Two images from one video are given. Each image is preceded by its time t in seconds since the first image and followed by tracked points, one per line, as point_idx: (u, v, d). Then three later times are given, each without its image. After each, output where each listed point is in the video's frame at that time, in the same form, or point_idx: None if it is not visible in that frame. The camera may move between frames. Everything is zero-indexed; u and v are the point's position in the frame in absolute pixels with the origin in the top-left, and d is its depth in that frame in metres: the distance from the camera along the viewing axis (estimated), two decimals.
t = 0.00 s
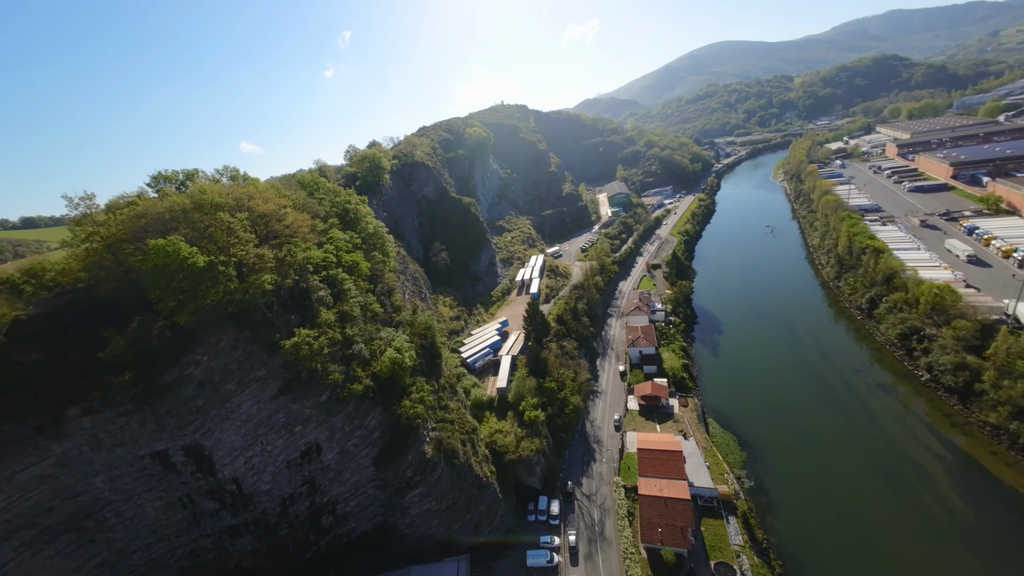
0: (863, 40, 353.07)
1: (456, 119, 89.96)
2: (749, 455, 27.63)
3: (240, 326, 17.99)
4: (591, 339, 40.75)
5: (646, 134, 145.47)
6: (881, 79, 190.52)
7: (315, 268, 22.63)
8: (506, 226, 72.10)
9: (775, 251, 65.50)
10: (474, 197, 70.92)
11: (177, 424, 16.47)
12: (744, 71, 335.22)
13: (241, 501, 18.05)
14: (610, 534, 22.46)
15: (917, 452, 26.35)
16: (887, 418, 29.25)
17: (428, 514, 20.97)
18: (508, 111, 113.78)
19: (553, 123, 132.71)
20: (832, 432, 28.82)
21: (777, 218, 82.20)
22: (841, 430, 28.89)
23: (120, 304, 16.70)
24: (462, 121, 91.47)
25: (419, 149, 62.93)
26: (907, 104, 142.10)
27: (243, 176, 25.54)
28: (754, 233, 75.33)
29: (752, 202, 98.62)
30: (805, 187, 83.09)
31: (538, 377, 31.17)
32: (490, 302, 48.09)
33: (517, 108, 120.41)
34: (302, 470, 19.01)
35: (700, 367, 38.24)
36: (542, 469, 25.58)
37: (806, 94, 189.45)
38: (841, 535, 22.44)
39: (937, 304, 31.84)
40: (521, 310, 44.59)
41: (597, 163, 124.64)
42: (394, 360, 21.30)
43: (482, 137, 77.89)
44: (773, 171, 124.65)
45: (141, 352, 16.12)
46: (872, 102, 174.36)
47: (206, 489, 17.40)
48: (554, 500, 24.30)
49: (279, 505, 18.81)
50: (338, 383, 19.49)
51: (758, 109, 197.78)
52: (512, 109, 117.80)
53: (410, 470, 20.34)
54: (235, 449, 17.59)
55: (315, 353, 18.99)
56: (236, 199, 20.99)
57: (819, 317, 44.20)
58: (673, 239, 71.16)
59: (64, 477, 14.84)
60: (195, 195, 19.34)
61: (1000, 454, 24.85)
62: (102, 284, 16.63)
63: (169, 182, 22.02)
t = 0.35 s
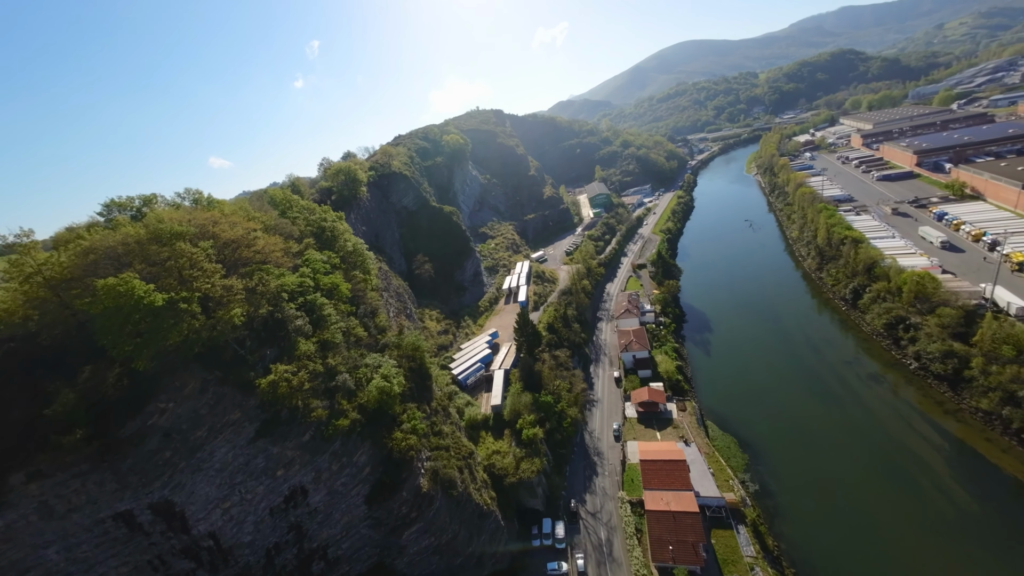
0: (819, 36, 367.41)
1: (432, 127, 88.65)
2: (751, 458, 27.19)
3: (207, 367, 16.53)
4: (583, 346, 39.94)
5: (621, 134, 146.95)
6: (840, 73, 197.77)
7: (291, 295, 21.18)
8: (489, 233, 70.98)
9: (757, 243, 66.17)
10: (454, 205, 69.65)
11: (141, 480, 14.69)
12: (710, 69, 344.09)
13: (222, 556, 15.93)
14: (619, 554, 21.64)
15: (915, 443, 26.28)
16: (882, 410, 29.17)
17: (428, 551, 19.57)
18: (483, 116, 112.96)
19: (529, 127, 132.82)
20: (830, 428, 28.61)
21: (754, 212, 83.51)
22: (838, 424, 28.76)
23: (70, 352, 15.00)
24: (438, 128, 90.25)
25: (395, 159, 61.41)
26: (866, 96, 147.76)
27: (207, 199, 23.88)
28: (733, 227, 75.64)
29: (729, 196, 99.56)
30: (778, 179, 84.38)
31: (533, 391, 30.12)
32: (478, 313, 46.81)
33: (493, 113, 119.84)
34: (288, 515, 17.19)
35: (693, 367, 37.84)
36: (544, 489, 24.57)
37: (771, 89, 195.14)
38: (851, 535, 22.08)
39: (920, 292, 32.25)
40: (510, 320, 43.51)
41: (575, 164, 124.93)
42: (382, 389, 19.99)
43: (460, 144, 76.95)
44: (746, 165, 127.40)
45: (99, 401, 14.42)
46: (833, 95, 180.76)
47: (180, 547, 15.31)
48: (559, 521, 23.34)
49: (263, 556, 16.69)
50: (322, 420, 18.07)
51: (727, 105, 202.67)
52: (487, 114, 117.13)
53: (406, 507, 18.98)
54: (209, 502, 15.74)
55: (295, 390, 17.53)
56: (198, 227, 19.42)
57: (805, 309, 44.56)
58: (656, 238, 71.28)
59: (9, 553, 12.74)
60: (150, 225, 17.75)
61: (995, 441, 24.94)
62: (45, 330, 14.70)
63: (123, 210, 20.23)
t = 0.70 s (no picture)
0: (787, 33, 377.73)
1: (411, 133, 87.11)
2: (754, 462, 26.74)
3: (174, 413, 15.20)
4: (577, 352, 39.07)
5: (601, 133, 147.37)
6: (808, 68, 203.11)
7: (266, 322, 19.87)
8: (475, 238, 69.74)
9: (742, 237, 66.30)
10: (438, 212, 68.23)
11: (102, 545, 12.91)
12: (684, 66, 349.67)
13: None
14: None
15: (914, 438, 26.17)
16: (879, 405, 29.08)
17: None
18: (463, 120, 111.69)
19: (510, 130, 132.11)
20: (830, 427, 28.38)
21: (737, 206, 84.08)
22: (838, 423, 28.56)
23: (10, 405, 13.16)
24: (418, 134, 88.77)
25: (374, 168, 59.72)
26: (835, 90, 151.74)
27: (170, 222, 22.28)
28: (717, 222, 75.86)
29: (710, 191, 100.33)
30: (757, 174, 85.00)
31: (529, 406, 29.10)
32: (467, 323, 45.53)
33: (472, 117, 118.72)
34: (272, 566, 15.33)
35: (689, 369, 37.37)
36: (547, 510, 23.59)
37: (744, 85, 198.92)
38: (860, 539, 21.72)
39: (907, 284, 32.30)
40: (501, 330, 42.40)
41: (557, 166, 124.67)
42: (370, 420, 18.70)
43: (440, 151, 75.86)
44: (725, 160, 128.99)
45: (47, 461, 12.74)
46: (803, 89, 185.32)
47: None
48: (564, 544, 22.42)
49: None
50: (307, 459, 16.70)
51: (702, 102, 205.84)
52: (467, 118, 115.92)
53: (402, 545, 17.69)
54: (182, 560, 13.88)
55: (274, 428, 16.11)
56: (159, 256, 17.91)
57: (795, 304, 44.55)
58: (642, 236, 71.05)
59: None
60: (103, 256, 16.18)
61: (992, 432, 24.90)
62: None
63: (74, 237, 18.58)
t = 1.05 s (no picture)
0: (758, 30, 386.18)
1: (391, 138, 85.24)
2: (757, 469, 26.10)
3: (131, 466, 13.65)
4: (570, 360, 38.13)
5: (583, 133, 147.40)
6: (781, 64, 207.42)
7: (236, 353, 18.36)
8: (460, 244, 68.29)
9: (727, 233, 66.50)
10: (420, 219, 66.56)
11: None
12: (661, 64, 354.04)
13: None
14: None
15: (913, 436, 25.87)
16: (875, 402, 28.75)
17: None
18: (443, 123, 109.87)
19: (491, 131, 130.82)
20: (829, 428, 27.93)
21: (720, 201, 84.50)
22: (837, 424, 28.12)
23: None
24: (397, 139, 86.91)
25: (353, 176, 57.78)
26: (808, 85, 155.15)
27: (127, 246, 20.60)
28: (701, 220, 75.88)
29: (693, 187, 100.92)
30: (738, 169, 85.47)
31: (524, 421, 27.97)
32: (456, 334, 44.14)
33: (452, 120, 117.19)
34: None
35: (684, 372, 36.72)
36: (548, 533, 22.55)
37: (720, 82, 202.03)
38: (869, 547, 21.18)
39: (896, 278, 32.26)
40: (491, 340, 41.17)
41: (540, 167, 123.92)
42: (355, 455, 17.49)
43: (421, 156, 74.48)
44: (705, 156, 130.28)
45: None
46: (777, 85, 189.05)
47: None
48: (567, 569, 21.42)
49: None
50: (286, 505, 15.27)
51: (680, 99, 208.27)
52: (447, 120, 114.29)
53: None
54: None
55: (248, 475, 14.63)
56: (110, 288, 16.29)
57: (784, 300, 44.50)
58: (629, 236, 70.63)
59: None
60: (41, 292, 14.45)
61: (989, 427, 24.68)
62: None
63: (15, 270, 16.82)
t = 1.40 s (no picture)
0: (731, 27, 393.27)
1: (368, 141, 83.08)
2: (756, 477, 25.51)
3: (75, 531, 12.17)
4: (561, 368, 37.14)
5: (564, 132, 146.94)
6: (755, 60, 211.04)
7: (200, 388, 16.75)
8: (443, 249, 66.66)
9: (711, 231, 66.64)
10: (402, 224, 64.71)
11: None
12: (638, 62, 357.04)
13: None
14: None
15: (908, 435, 25.59)
16: (868, 401, 28.50)
17: None
18: (422, 125, 107.68)
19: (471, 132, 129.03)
20: (825, 430, 27.55)
21: (703, 198, 84.87)
22: (832, 425, 27.74)
23: None
24: (375, 142, 84.78)
25: (329, 182, 55.63)
26: (782, 81, 158.05)
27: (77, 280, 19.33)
28: (685, 217, 76.08)
29: (675, 184, 101.26)
30: (719, 166, 85.98)
31: (516, 438, 26.86)
32: (442, 345, 42.64)
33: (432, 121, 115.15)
34: None
35: (676, 376, 36.09)
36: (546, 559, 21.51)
37: (696, 79, 204.41)
38: (875, 555, 20.69)
39: (883, 274, 32.23)
40: (479, 350, 39.89)
41: (522, 167, 122.71)
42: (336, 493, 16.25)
43: (400, 159, 72.96)
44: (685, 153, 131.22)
45: None
46: (752, 81, 192.18)
47: None
48: None
49: None
50: (259, 559, 13.80)
51: (658, 97, 210.01)
52: (426, 122, 112.18)
53: None
54: None
55: (210, 533, 13.07)
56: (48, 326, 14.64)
57: (772, 298, 44.38)
58: (615, 236, 70.08)
59: None
60: None
61: (982, 424, 24.58)
62: None
63: None
